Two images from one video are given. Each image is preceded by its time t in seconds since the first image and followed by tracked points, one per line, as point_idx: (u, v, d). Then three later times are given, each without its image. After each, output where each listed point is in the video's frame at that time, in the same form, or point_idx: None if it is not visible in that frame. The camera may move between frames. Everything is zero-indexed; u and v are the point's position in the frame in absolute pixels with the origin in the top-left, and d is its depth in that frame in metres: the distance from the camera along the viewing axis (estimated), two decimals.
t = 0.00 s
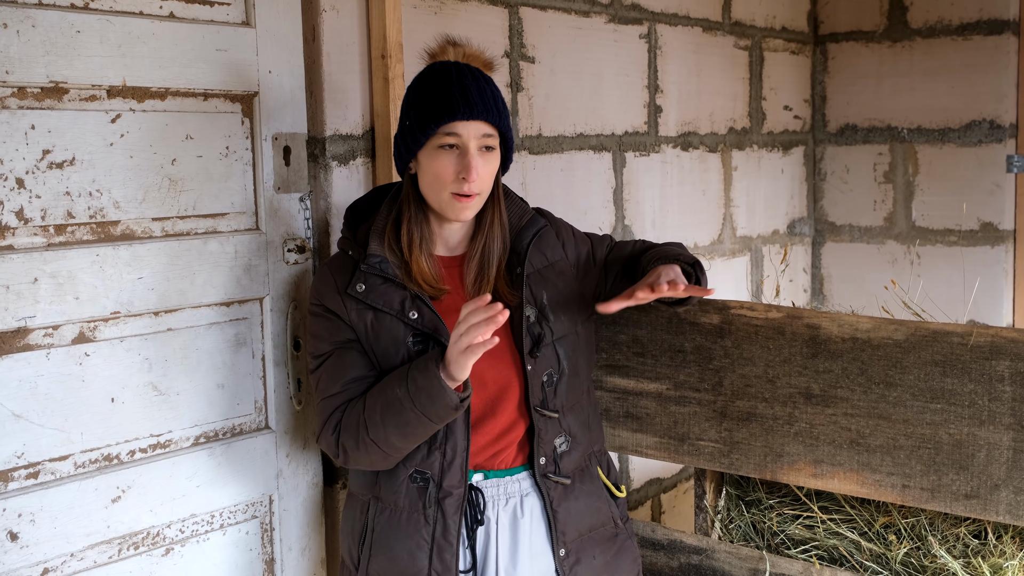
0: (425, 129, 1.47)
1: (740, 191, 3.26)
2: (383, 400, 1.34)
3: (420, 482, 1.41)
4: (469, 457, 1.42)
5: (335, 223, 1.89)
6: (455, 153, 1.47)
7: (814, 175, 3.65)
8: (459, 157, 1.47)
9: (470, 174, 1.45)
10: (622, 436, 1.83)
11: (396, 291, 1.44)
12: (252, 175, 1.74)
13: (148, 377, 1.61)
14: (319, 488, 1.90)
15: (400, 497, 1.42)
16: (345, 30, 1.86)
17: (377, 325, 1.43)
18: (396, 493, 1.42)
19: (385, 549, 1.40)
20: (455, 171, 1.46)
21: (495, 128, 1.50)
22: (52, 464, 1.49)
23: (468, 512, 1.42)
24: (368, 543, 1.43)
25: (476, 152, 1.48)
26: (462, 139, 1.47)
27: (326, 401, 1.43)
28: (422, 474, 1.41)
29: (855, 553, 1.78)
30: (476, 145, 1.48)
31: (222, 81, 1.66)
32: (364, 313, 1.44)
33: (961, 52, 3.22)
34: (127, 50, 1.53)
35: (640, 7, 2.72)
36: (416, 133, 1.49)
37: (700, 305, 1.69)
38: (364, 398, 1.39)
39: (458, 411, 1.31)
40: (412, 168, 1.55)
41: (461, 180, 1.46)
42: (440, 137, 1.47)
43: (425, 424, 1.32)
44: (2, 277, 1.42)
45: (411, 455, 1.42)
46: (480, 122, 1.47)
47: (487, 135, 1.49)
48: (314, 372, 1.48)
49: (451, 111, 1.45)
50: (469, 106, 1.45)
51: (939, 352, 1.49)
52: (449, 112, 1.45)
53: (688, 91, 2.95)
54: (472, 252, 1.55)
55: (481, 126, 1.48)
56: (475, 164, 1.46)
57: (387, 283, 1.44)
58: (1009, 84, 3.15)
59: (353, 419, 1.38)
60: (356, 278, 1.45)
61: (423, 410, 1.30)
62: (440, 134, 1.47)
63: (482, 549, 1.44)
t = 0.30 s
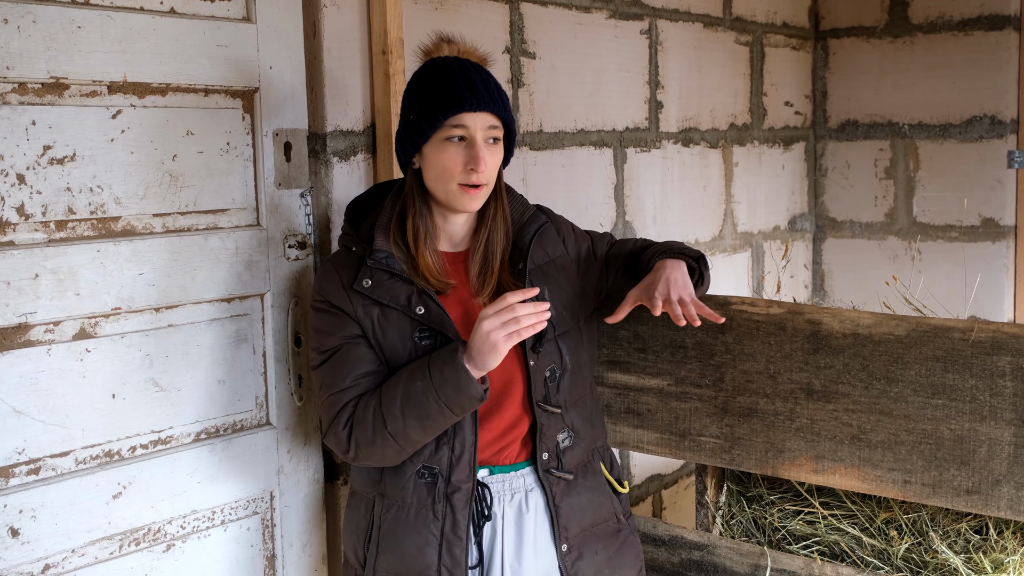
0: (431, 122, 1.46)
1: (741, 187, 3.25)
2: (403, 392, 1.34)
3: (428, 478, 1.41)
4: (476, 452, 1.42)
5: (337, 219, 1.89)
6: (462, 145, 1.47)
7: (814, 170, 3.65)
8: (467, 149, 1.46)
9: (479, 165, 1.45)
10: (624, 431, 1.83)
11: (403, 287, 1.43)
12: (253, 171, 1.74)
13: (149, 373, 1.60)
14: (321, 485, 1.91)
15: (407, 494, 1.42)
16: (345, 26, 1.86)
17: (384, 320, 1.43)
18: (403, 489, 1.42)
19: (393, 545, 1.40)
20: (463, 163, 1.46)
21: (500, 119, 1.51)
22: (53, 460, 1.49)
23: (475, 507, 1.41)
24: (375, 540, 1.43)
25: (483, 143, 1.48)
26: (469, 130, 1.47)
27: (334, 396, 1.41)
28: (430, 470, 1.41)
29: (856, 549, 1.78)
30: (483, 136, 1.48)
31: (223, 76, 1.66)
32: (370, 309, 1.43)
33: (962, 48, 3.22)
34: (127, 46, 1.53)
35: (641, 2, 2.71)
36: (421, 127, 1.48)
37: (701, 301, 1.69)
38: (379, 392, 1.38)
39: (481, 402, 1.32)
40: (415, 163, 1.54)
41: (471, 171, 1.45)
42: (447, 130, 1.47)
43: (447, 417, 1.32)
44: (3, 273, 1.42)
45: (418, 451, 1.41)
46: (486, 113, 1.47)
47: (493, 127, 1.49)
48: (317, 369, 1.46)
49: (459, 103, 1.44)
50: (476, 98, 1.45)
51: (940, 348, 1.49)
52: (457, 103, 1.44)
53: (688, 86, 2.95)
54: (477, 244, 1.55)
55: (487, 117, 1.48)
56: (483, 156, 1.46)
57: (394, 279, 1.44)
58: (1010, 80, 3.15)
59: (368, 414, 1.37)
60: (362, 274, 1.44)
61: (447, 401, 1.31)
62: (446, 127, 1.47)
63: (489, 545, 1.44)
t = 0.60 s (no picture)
0: (449, 112, 1.45)
1: (742, 185, 3.25)
2: (415, 372, 1.32)
3: (447, 470, 1.40)
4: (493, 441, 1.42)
5: (338, 216, 1.89)
6: (479, 136, 1.47)
7: (815, 169, 3.65)
8: (484, 140, 1.46)
9: (498, 155, 1.45)
10: (625, 430, 1.83)
11: (416, 275, 1.42)
12: (254, 169, 1.74)
13: (150, 371, 1.60)
14: (322, 483, 1.91)
15: (427, 487, 1.40)
16: (346, 24, 1.86)
17: (397, 309, 1.42)
18: (421, 483, 1.40)
19: (416, 540, 1.39)
20: (482, 154, 1.46)
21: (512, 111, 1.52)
22: (54, 458, 1.49)
23: (496, 497, 1.41)
24: (395, 535, 1.41)
25: (499, 134, 1.48)
26: (486, 121, 1.47)
27: (349, 386, 1.38)
28: (448, 461, 1.40)
29: (857, 547, 1.78)
30: (498, 127, 1.48)
31: (224, 75, 1.66)
32: (383, 298, 1.42)
33: (962, 46, 3.22)
34: (128, 44, 1.53)
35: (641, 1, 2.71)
36: (436, 117, 1.46)
37: (702, 299, 1.70)
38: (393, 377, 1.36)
39: (494, 375, 1.31)
40: (426, 156, 1.53)
41: (489, 161, 1.45)
42: (463, 121, 1.46)
43: (462, 393, 1.31)
44: (4, 271, 1.41)
45: (435, 443, 1.40)
46: (501, 105, 1.48)
47: (508, 118, 1.50)
48: (328, 361, 1.43)
49: (478, 93, 1.44)
50: (493, 89, 1.46)
51: (941, 346, 1.49)
52: (476, 93, 1.44)
53: (689, 84, 2.95)
54: (486, 235, 1.55)
55: (502, 108, 1.48)
56: (501, 146, 1.46)
57: (407, 268, 1.42)
58: (1010, 77, 3.15)
59: (383, 401, 1.34)
60: (375, 263, 1.42)
61: (459, 376, 1.30)
62: (464, 118, 1.46)
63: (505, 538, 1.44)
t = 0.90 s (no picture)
0: (464, 109, 1.45)
1: (742, 186, 3.25)
2: (464, 350, 1.32)
3: (476, 458, 1.39)
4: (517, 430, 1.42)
5: (339, 217, 1.88)
6: (492, 133, 1.47)
7: (815, 169, 3.64)
8: (498, 138, 1.47)
9: (511, 154, 1.46)
10: (626, 430, 1.83)
11: (433, 268, 1.42)
12: (255, 168, 1.74)
13: (151, 371, 1.61)
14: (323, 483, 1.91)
15: (456, 478, 1.39)
16: (347, 24, 1.85)
17: (417, 301, 1.41)
18: (449, 474, 1.39)
19: (448, 532, 1.37)
20: (495, 152, 1.46)
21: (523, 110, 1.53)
22: (54, 457, 1.50)
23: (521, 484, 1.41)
24: (424, 529, 1.38)
25: (511, 132, 1.49)
26: (500, 119, 1.47)
27: (384, 373, 1.35)
28: (476, 450, 1.40)
29: (857, 549, 1.78)
30: (511, 125, 1.49)
31: (225, 75, 1.66)
32: (404, 289, 1.41)
33: (962, 46, 3.22)
34: (129, 44, 1.53)
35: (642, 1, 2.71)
36: (451, 113, 1.46)
37: (702, 299, 1.70)
38: (434, 360, 1.34)
39: (537, 346, 1.35)
40: (437, 151, 1.52)
41: (502, 159, 1.46)
42: (478, 117, 1.46)
43: (510, 368, 1.33)
44: (4, 270, 1.41)
45: (462, 433, 1.39)
46: (514, 103, 1.49)
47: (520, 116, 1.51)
48: (355, 351, 1.40)
49: (494, 92, 1.45)
50: (508, 87, 1.46)
51: (941, 346, 1.49)
52: (492, 92, 1.45)
53: (689, 85, 2.95)
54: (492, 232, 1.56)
55: (515, 106, 1.49)
56: (514, 145, 1.47)
57: (424, 261, 1.42)
58: (1010, 78, 3.15)
59: (430, 384, 1.32)
60: (393, 257, 1.41)
61: (511, 350, 1.32)
62: (478, 115, 1.46)
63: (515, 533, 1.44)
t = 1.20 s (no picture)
0: (466, 118, 1.45)
1: (742, 191, 3.26)
2: (474, 372, 1.32)
3: (478, 469, 1.39)
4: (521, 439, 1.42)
5: (340, 223, 1.87)
6: (496, 141, 1.47)
7: (815, 175, 3.65)
8: (501, 146, 1.47)
9: (515, 161, 1.46)
10: (626, 437, 1.83)
11: (439, 279, 1.43)
12: (256, 174, 1.74)
13: (151, 376, 1.61)
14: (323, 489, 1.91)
15: (459, 488, 1.38)
16: (349, 30, 1.86)
17: (422, 312, 1.41)
18: (452, 484, 1.39)
19: (450, 543, 1.37)
20: (499, 159, 1.46)
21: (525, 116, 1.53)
22: (54, 462, 1.49)
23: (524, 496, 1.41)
24: (427, 539, 1.38)
25: (514, 140, 1.49)
26: (502, 127, 1.47)
27: (388, 388, 1.35)
28: (479, 461, 1.40)
29: (857, 556, 1.78)
30: (513, 133, 1.49)
31: (226, 81, 1.66)
32: (408, 301, 1.41)
33: (962, 53, 3.23)
34: (131, 49, 1.53)
35: (642, 7, 2.71)
36: (453, 124, 1.46)
37: (703, 306, 1.70)
38: (439, 377, 1.34)
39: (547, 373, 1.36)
40: (441, 162, 1.53)
41: (506, 167, 1.47)
42: (481, 126, 1.46)
43: (518, 392, 1.34)
44: (5, 276, 1.42)
45: (465, 444, 1.40)
46: (516, 110, 1.49)
47: (522, 123, 1.51)
48: (358, 363, 1.40)
49: (496, 99, 1.45)
50: (510, 94, 1.47)
51: (941, 353, 1.49)
52: (493, 99, 1.45)
53: (690, 91, 2.95)
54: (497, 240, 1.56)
55: (517, 113, 1.49)
56: (517, 152, 1.47)
57: (428, 271, 1.42)
58: (1010, 84, 3.15)
59: (435, 401, 1.32)
60: (398, 268, 1.42)
61: (522, 376, 1.33)
62: (482, 124, 1.46)
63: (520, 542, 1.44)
